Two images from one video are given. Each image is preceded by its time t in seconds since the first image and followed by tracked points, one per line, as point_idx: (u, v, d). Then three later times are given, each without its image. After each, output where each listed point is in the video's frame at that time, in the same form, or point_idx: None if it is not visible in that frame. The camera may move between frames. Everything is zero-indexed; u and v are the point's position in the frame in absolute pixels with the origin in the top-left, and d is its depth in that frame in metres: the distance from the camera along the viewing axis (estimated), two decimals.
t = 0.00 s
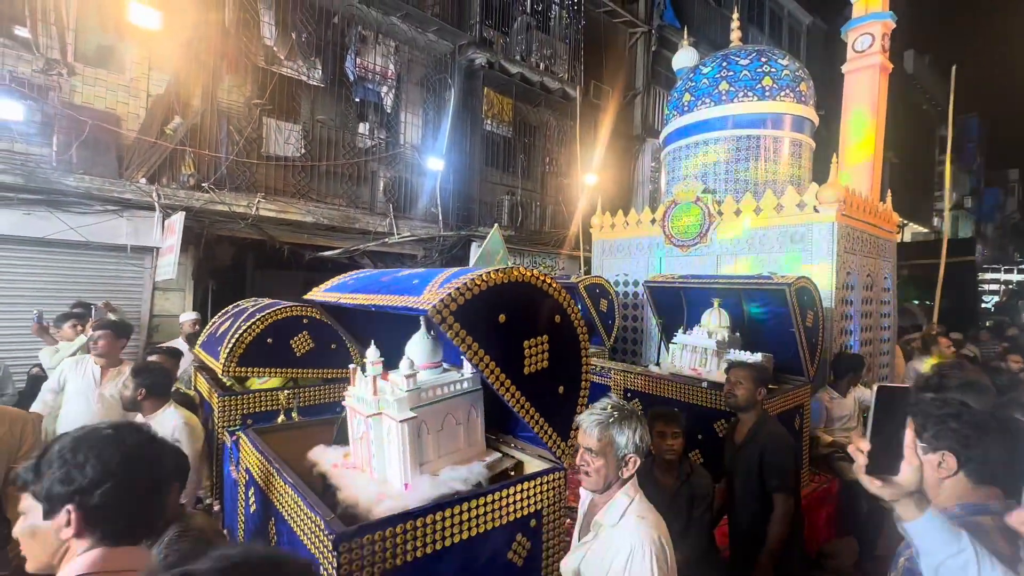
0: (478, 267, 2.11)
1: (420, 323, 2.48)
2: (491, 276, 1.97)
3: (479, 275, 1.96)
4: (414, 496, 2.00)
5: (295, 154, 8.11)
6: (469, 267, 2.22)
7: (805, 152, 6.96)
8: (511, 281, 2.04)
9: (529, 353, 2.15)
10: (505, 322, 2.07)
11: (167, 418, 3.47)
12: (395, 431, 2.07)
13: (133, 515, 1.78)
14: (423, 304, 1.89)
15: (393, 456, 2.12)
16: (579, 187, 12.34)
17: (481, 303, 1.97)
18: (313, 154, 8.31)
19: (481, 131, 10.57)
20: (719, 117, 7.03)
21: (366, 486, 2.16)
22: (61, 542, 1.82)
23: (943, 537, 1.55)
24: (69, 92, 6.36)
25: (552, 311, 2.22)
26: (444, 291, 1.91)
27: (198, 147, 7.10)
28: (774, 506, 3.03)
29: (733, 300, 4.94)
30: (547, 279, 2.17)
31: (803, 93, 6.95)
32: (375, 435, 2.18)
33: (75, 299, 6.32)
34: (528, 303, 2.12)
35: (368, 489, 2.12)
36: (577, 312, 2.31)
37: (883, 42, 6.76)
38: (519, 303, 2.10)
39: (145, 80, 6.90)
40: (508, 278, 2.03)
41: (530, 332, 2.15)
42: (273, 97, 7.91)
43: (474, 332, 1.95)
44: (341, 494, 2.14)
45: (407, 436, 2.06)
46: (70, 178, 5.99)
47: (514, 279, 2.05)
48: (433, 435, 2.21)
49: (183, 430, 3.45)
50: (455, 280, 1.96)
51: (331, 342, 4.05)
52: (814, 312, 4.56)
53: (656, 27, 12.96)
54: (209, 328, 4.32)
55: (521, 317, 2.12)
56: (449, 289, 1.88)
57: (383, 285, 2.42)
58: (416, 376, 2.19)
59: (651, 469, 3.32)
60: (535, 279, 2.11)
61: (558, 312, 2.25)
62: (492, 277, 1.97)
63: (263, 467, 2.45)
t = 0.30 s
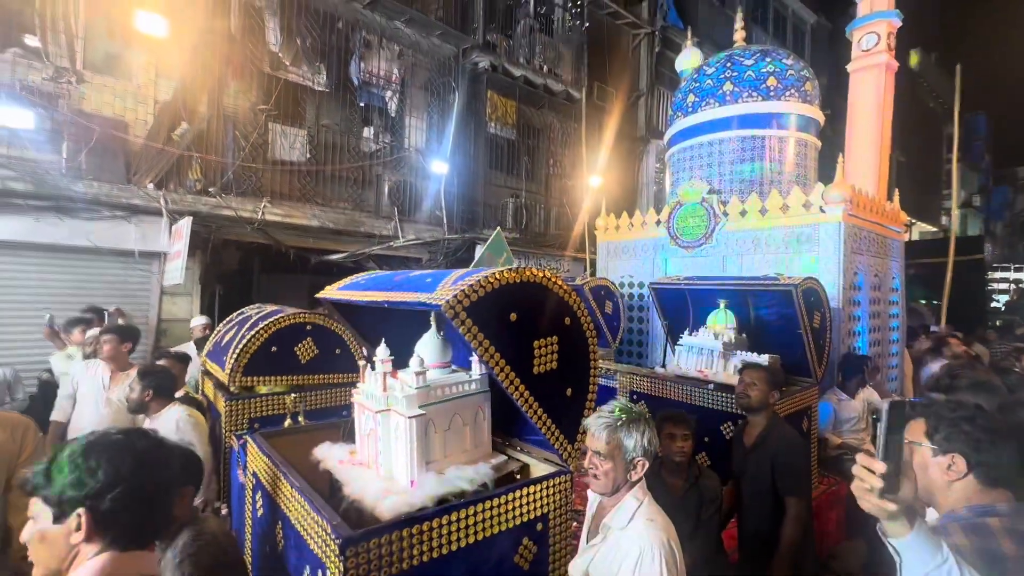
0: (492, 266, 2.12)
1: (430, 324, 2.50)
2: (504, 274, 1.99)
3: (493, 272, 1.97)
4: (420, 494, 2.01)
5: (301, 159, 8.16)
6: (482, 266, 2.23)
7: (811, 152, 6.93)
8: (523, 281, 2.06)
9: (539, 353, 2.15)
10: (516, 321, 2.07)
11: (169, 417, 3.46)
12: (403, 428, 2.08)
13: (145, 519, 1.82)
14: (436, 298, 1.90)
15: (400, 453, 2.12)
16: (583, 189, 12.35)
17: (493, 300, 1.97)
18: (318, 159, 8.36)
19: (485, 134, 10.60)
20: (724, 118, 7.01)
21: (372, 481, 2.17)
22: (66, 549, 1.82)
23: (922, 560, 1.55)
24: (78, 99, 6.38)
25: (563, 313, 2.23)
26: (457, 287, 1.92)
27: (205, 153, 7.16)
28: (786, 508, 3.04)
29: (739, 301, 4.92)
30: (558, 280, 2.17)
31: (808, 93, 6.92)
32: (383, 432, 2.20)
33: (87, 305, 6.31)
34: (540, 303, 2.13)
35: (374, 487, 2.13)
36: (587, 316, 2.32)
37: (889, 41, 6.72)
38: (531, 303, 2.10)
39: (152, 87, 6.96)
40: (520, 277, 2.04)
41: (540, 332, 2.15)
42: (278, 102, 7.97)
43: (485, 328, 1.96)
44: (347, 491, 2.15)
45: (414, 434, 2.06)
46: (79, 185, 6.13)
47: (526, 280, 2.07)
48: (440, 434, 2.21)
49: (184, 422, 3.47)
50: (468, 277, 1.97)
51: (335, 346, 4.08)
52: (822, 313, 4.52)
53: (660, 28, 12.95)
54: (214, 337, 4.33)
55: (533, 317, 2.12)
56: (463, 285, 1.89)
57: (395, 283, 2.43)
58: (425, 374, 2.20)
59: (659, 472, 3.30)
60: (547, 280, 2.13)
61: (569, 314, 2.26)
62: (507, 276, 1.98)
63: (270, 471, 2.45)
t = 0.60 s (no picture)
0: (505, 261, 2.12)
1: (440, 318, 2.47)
2: (516, 270, 1.98)
3: (505, 267, 1.96)
4: (427, 490, 2.01)
5: (307, 160, 8.19)
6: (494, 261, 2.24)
7: (820, 147, 6.84)
8: (536, 277, 2.05)
9: (549, 350, 2.14)
10: (527, 317, 2.06)
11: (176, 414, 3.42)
12: (412, 423, 2.08)
13: (155, 518, 1.80)
14: (448, 291, 1.89)
15: (408, 448, 2.12)
16: (590, 187, 12.30)
17: (505, 294, 1.97)
18: (325, 159, 8.39)
19: (491, 133, 10.59)
20: (732, 114, 6.94)
21: (380, 475, 2.18)
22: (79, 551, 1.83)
23: None
24: (87, 103, 6.47)
25: (574, 311, 2.22)
26: (470, 280, 1.91)
27: (213, 155, 7.22)
28: (800, 508, 2.99)
29: (748, 298, 4.88)
30: (570, 279, 2.16)
31: (817, 87, 6.84)
32: (391, 426, 2.20)
33: (100, 305, 6.45)
34: (552, 300, 2.12)
35: (381, 480, 2.14)
36: (598, 315, 2.31)
37: (900, 33, 6.61)
38: (543, 300, 2.09)
39: (161, 89, 7.02)
40: (532, 272, 2.03)
41: (551, 329, 2.14)
42: (285, 104, 8.01)
43: (497, 322, 1.95)
44: (355, 485, 2.15)
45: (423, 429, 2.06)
46: (88, 188, 6.09)
47: (538, 276, 2.06)
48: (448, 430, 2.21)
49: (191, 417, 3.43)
50: (480, 271, 1.97)
51: (341, 347, 4.06)
52: (832, 310, 4.47)
53: (666, 24, 12.85)
54: (221, 340, 4.35)
55: (544, 313, 2.11)
56: (475, 278, 1.88)
57: (406, 278, 2.43)
58: (434, 369, 2.20)
59: (667, 471, 3.28)
60: (559, 278, 2.12)
61: (580, 313, 2.24)
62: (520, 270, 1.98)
63: (279, 471, 2.46)
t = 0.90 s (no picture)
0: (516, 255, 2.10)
1: (445, 314, 2.45)
2: (524, 264, 1.96)
3: (513, 261, 1.94)
4: (431, 485, 1.99)
5: (308, 159, 8.18)
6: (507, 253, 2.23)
7: (824, 142, 6.80)
8: (544, 271, 2.03)
9: (556, 346, 2.12)
10: (535, 311, 2.04)
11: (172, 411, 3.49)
12: (417, 417, 2.07)
13: (158, 520, 1.78)
14: (456, 284, 1.87)
15: (413, 442, 2.11)
16: (591, 184, 12.26)
17: (513, 288, 1.95)
18: (326, 158, 8.38)
19: (492, 130, 10.57)
20: (735, 109, 6.90)
21: (384, 469, 2.16)
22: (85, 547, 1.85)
23: None
24: (88, 103, 6.46)
25: (580, 307, 2.19)
26: (478, 272, 1.89)
27: (214, 154, 7.21)
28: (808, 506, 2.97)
29: (753, 295, 4.86)
30: (577, 274, 2.14)
31: (820, 82, 6.79)
32: (396, 420, 2.18)
33: (104, 305, 6.48)
34: (560, 295, 2.10)
35: (385, 473, 2.13)
36: (606, 312, 2.29)
37: (904, 27, 6.56)
38: (550, 295, 2.07)
39: (162, 89, 7.01)
40: (539, 267, 2.01)
41: (558, 325, 2.12)
42: (286, 102, 7.99)
43: (504, 315, 1.93)
44: (359, 478, 2.14)
45: (428, 424, 2.05)
46: (89, 188, 6.08)
47: (545, 270, 2.04)
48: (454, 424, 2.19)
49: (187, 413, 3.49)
50: (488, 265, 1.95)
51: (343, 347, 4.02)
52: (837, 306, 4.44)
53: (667, 19, 12.72)
54: (223, 341, 4.33)
55: (552, 308, 2.09)
56: (483, 271, 1.86)
57: (414, 272, 2.42)
58: (440, 364, 2.19)
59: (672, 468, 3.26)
60: (567, 273, 2.10)
61: (587, 309, 2.22)
62: (529, 264, 1.96)
63: (282, 470, 2.45)
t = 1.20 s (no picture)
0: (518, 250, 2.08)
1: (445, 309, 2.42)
2: (525, 259, 1.94)
3: (514, 256, 1.92)
4: (431, 481, 1.98)
5: (306, 156, 8.14)
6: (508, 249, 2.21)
7: (824, 137, 6.78)
8: (546, 267, 2.01)
9: (557, 342, 2.10)
10: (537, 306, 2.02)
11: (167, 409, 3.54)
12: (417, 413, 2.05)
13: (146, 525, 1.65)
14: (458, 278, 1.86)
15: (412, 438, 2.09)
16: (590, 180, 12.24)
17: (515, 283, 1.93)
18: (323, 155, 8.34)
19: (491, 127, 10.54)
20: (734, 105, 6.87)
21: (383, 465, 2.15)
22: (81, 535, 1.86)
23: None
24: (83, 100, 6.41)
25: (582, 303, 2.17)
26: (480, 266, 1.87)
27: (211, 152, 7.16)
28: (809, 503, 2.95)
29: (753, 290, 4.84)
30: (579, 270, 2.12)
31: (820, 76, 6.76)
32: (395, 416, 2.16)
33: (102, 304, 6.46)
34: (561, 290, 2.08)
35: (385, 470, 2.11)
36: (608, 309, 2.27)
37: (904, 21, 6.54)
38: (552, 290, 2.05)
39: (157, 86, 6.95)
40: (541, 262, 1.99)
41: (560, 321, 2.10)
42: (283, 99, 7.95)
43: (506, 310, 1.91)
44: (358, 474, 2.12)
45: (427, 420, 2.03)
46: (85, 186, 6.04)
47: (547, 266, 2.02)
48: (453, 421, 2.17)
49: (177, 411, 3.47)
50: (490, 259, 1.93)
51: (342, 345, 4.00)
52: (838, 302, 4.42)
53: (666, 15, 12.71)
54: (222, 340, 4.31)
55: (553, 304, 2.07)
56: (485, 266, 1.84)
57: (414, 267, 2.39)
58: (441, 359, 2.17)
59: (672, 465, 3.25)
60: (569, 269, 2.08)
61: (588, 306, 2.20)
62: (531, 258, 1.94)
63: (280, 468, 2.43)
